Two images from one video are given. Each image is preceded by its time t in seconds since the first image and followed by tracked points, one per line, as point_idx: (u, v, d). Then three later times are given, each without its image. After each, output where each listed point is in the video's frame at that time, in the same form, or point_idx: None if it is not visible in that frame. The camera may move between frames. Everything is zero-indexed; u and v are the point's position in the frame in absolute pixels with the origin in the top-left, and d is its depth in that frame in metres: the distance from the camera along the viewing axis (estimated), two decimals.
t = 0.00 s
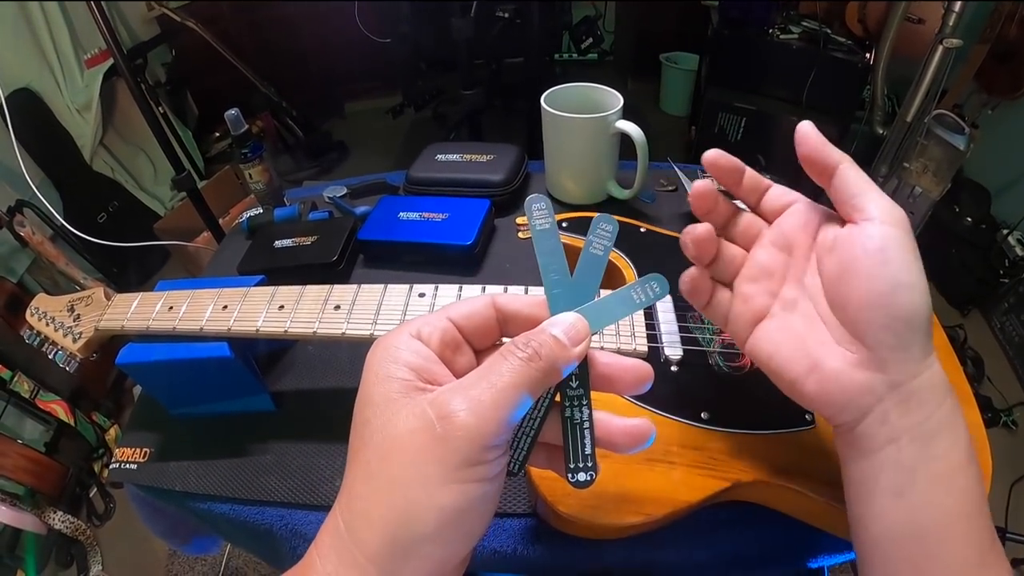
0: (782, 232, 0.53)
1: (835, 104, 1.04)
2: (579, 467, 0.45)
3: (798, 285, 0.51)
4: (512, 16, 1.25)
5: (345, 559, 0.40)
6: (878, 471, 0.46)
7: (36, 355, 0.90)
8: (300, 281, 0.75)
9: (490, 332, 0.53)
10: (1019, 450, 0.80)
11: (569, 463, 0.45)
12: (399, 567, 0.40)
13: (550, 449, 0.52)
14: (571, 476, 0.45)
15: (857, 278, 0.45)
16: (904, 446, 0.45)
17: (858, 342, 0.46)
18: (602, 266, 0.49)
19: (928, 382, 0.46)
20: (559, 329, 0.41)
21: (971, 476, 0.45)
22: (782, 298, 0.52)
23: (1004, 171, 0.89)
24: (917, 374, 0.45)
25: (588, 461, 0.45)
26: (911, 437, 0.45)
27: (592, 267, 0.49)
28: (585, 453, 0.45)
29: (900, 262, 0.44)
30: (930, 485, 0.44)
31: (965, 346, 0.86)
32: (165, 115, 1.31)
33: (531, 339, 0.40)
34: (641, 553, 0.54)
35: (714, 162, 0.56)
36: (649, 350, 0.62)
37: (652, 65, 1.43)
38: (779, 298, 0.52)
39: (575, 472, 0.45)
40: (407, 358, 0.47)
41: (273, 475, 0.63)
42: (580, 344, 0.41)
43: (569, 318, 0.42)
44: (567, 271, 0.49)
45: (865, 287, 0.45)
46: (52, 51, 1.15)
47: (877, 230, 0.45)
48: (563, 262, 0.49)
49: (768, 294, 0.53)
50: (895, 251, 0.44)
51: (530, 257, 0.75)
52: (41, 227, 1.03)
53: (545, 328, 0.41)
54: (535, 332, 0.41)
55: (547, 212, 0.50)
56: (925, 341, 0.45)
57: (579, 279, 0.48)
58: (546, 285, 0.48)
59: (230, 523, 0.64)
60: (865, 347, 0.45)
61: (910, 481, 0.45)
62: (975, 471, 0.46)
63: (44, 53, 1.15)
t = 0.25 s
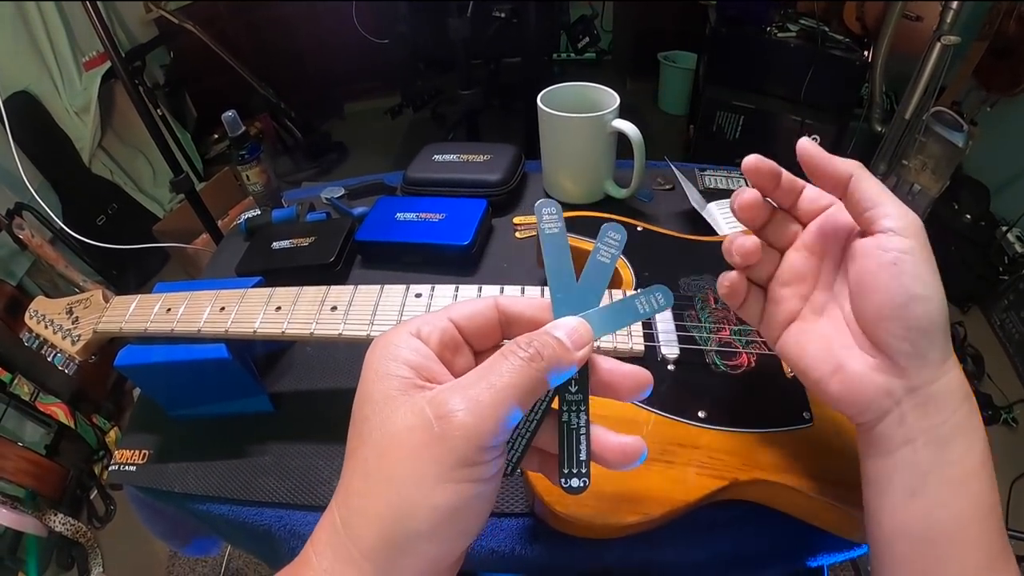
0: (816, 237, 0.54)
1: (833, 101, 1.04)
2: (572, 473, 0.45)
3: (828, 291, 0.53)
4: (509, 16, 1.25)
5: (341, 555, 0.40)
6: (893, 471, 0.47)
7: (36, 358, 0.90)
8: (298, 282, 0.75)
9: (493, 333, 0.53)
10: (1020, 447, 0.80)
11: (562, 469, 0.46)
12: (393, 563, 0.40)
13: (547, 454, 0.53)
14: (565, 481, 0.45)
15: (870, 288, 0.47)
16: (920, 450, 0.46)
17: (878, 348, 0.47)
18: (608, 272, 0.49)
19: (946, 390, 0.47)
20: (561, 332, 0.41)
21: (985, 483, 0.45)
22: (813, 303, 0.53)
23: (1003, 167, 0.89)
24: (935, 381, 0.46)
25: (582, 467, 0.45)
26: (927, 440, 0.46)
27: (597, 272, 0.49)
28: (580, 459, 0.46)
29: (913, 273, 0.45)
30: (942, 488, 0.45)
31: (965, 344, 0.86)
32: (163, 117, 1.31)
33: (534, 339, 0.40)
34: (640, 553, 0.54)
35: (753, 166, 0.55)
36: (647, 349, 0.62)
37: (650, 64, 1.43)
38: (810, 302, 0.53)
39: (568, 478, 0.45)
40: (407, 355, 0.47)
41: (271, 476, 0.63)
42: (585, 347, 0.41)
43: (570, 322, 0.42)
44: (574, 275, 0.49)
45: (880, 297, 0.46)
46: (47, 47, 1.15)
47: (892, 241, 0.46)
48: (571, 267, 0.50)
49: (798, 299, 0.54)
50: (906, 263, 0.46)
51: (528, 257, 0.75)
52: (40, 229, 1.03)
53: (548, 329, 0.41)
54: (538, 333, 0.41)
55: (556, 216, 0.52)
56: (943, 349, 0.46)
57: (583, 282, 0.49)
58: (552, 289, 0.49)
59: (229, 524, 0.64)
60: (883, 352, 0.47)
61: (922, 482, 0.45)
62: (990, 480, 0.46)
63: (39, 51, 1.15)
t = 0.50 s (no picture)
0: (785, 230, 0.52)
1: (830, 104, 1.04)
2: (573, 490, 0.45)
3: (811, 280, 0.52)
4: (507, 20, 1.24)
5: (343, 558, 0.40)
6: (881, 465, 0.48)
7: (36, 361, 0.90)
8: (297, 285, 0.75)
9: (509, 341, 0.54)
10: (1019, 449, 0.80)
11: (563, 485, 0.45)
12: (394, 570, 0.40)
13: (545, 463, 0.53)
14: (564, 498, 0.45)
15: (831, 297, 0.46)
16: (907, 444, 0.46)
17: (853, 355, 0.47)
18: (634, 288, 0.49)
19: (932, 380, 0.46)
20: (581, 343, 0.42)
21: (977, 472, 0.45)
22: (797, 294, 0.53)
23: (1002, 169, 0.89)
24: (915, 374, 0.46)
25: (584, 486, 0.45)
26: (913, 434, 0.46)
27: (625, 288, 0.49)
28: (582, 477, 0.45)
29: (872, 280, 0.43)
30: (929, 482, 0.45)
31: (964, 345, 0.86)
32: (164, 121, 1.32)
33: (552, 350, 0.41)
34: (639, 555, 0.54)
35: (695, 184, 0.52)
36: (644, 352, 0.63)
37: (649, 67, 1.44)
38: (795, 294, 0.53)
39: (568, 495, 0.45)
40: (419, 359, 0.47)
41: (271, 479, 0.63)
42: (603, 361, 0.42)
43: (588, 334, 0.43)
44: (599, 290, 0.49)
45: (841, 306, 0.45)
46: (47, 49, 1.15)
47: (846, 249, 0.44)
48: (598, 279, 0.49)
49: (786, 293, 0.53)
50: (865, 271, 0.44)
51: (527, 260, 0.76)
52: (40, 232, 1.03)
53: (569, 341, 0.42)
54: (557, 344, 0.42)
55: (588, 229, 0.51)
56: (921, 344, 0.45)
57: (607, 299, 0.48)
58: (576, 301, 0.48)
59: (230, 526, 0.64)
60: (854, 355, 0.47)
61: (909, 476, 0.46)
62: (984, 468, 0.46)
63: (38, 51, 1.15)
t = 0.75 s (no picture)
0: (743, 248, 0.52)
1: (831, 104, 1.04)
2: (574, 499, 0.46)
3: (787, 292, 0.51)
4: (509, 20, 1.24)
5: (343, 560, 0.40)
6: (870, 478, 0.48)
7: (37, 361, 0.91)
8: (298, 285, 0.75)
9: (514, 345, 0.54)
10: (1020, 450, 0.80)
11: (564, 493, 0.46)
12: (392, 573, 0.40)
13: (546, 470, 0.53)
14: (565, 506, 0.46)
15: (809, 332, 0.46)
16: (895, 458, 0.46)
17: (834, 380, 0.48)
18: (643, 298, 0.49)
19: (918, 399, 0.46)
20: (587, 351, 0.42)
21: (969, 487, 0.45)
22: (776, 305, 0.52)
23: (1003, 170, 0.89)
24: (898, 394, 0.46)
25: (584, 495, 0.45)
26: (902, 447, 0.46)
27: (634, 297, 0.48)
28: (583, 487, 0.46)
29: (844, 320, 0.44)
30: (918, 494, 0.45)
31: (965, 346, 0.86)
32: (165, 120, 1.32)
33: (558, 358, 0.41)
34: (641, 557, 0.54)
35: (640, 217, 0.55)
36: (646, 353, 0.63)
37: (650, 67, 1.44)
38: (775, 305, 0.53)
39: (569, 503, 0.46)
40: (425, 362, 0.47)
41: (272, 479, 0.63)
42: (608, 371, 0.42)
43: (594, 345, 0.43)
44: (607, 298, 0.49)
45: (818, 340, 0.46)
46: (49, 50, 1.15)
47: (814, 292, 0.44)
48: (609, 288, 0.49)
49: (768, 303, 0.53)
50: (836, 313, 0.44)
51: (528, 260, 0.76)
52: (41, 232, 1.03)
53: (574, 350, 0.42)
54: (563, 351, 0.42)
55: (598, 236, 0.52)
56: (903, 368, 0.45)
57: (616, 305, 0.48)
58: (584, 308, 0.49)
59: (231, 526, 0.64)
60: (837, 382, 0.47)
61: (897, 487, 0.46)
62: (976, 478, 0.45)
63: (40, 51, 1.15)
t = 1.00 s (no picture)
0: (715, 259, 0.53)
1: (830, 108, 1.04)
2: (571, 501, 0.46)
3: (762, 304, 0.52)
4: (508, 23, 1.24)
5: (342, 559, 0.40)
6: (852, 485, 0.48)
7: (35, 362, 0.91)
8: (297, 288, 0.75)
9: (521, 350, 0.54)
10: (1017, 454, 0.80)
11: (562, 495, 0.46)
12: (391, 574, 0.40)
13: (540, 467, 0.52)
14: (562, 508, 0.46)
15: (784, 340, 0.47)
16: (874, 464, 0.47)
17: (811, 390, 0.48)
18: (656, 305, 0.50)
19: (893, 404, 0.46)
20: (595, 357, 0.43)
21: (947, 491, 0.45)
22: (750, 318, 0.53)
23: (1001, 173, 0.89)
24: (873, 400, 0.46)
25: (581, 498, 0.46)
26: (880, 453, 0.46)
27: (647, 305, 0.49)
28: (581, 490, 0.46)
29: (817, 329, 0.44)
30: (898, 500, 0.45)
31: (962, 350, 0.86)
32: (163, 121, 1.32)
33: (566, 361, 0.41)
34: (639, 561, 0.54)
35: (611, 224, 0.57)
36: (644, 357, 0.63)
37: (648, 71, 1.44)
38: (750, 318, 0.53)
39: (566, 505, 0.46)
40: (433, 363, 0.47)
41: (271, 481, 0.63)
42: (615, 377, 0.42)
43: (602, 349, 0.43)
44: (619, 304, 0.48)
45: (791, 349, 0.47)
46: (48, 50, 1.18)
47: (786, 301, 0.45)
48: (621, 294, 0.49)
49: (742, 317, 0.54)
50: (808, 320, 0.45)
51: (527, 264, 0.76)
52: (39, 232, 1.03)
53: (581, 353, 0.42)
54: (571, 355, 0.43)
55: (616, 240, 0.50)
56: (878, 374, 0.45)
57: (629, 312, 0.48)
58: (595, 314, 0.48)
59: (229, 529, 0.64)
60: (813, 390, 0.48)
61: (876, 493, 0.46)
62: (958, 482, 0.45)
63: (40, 51, 1.17)
